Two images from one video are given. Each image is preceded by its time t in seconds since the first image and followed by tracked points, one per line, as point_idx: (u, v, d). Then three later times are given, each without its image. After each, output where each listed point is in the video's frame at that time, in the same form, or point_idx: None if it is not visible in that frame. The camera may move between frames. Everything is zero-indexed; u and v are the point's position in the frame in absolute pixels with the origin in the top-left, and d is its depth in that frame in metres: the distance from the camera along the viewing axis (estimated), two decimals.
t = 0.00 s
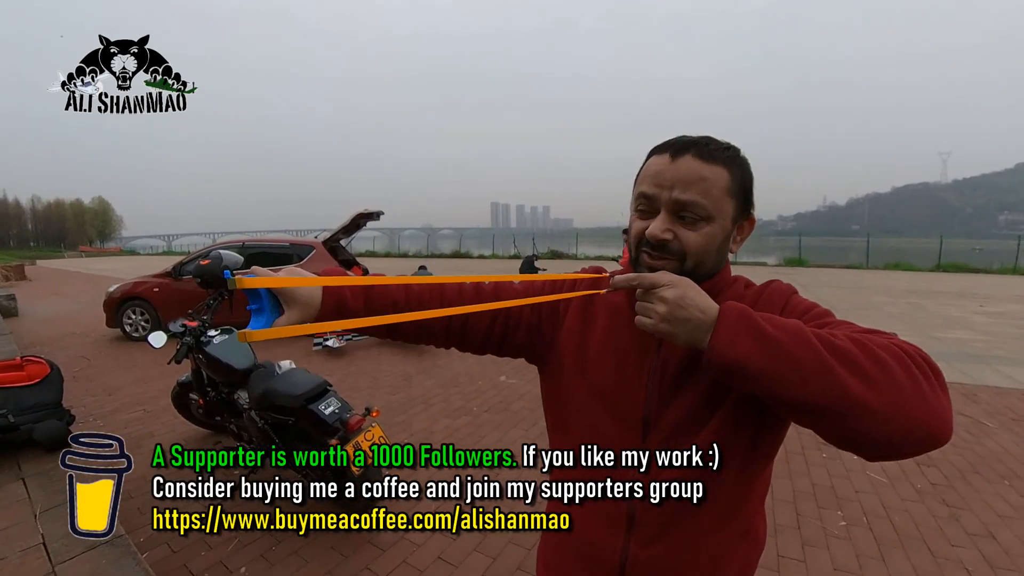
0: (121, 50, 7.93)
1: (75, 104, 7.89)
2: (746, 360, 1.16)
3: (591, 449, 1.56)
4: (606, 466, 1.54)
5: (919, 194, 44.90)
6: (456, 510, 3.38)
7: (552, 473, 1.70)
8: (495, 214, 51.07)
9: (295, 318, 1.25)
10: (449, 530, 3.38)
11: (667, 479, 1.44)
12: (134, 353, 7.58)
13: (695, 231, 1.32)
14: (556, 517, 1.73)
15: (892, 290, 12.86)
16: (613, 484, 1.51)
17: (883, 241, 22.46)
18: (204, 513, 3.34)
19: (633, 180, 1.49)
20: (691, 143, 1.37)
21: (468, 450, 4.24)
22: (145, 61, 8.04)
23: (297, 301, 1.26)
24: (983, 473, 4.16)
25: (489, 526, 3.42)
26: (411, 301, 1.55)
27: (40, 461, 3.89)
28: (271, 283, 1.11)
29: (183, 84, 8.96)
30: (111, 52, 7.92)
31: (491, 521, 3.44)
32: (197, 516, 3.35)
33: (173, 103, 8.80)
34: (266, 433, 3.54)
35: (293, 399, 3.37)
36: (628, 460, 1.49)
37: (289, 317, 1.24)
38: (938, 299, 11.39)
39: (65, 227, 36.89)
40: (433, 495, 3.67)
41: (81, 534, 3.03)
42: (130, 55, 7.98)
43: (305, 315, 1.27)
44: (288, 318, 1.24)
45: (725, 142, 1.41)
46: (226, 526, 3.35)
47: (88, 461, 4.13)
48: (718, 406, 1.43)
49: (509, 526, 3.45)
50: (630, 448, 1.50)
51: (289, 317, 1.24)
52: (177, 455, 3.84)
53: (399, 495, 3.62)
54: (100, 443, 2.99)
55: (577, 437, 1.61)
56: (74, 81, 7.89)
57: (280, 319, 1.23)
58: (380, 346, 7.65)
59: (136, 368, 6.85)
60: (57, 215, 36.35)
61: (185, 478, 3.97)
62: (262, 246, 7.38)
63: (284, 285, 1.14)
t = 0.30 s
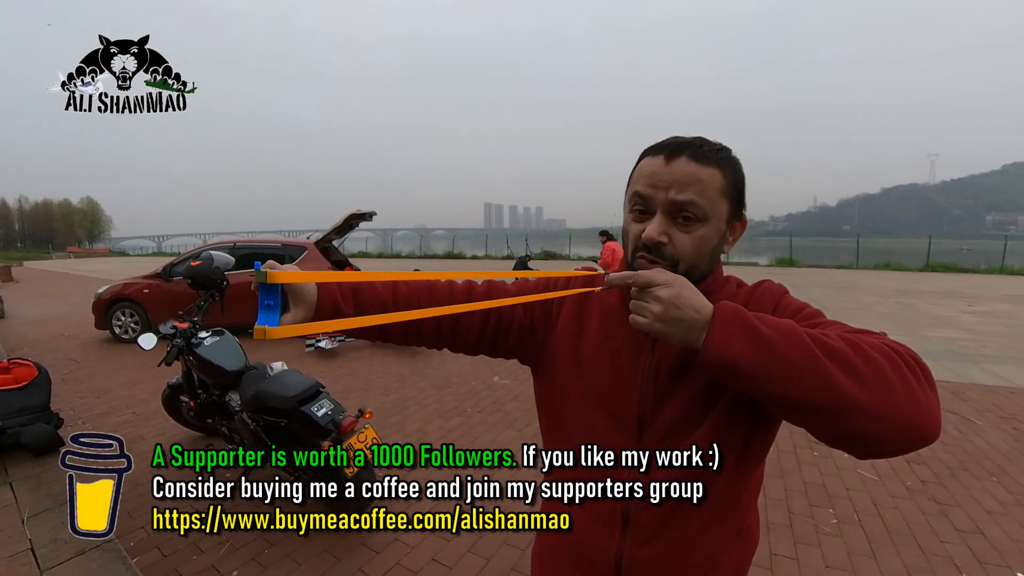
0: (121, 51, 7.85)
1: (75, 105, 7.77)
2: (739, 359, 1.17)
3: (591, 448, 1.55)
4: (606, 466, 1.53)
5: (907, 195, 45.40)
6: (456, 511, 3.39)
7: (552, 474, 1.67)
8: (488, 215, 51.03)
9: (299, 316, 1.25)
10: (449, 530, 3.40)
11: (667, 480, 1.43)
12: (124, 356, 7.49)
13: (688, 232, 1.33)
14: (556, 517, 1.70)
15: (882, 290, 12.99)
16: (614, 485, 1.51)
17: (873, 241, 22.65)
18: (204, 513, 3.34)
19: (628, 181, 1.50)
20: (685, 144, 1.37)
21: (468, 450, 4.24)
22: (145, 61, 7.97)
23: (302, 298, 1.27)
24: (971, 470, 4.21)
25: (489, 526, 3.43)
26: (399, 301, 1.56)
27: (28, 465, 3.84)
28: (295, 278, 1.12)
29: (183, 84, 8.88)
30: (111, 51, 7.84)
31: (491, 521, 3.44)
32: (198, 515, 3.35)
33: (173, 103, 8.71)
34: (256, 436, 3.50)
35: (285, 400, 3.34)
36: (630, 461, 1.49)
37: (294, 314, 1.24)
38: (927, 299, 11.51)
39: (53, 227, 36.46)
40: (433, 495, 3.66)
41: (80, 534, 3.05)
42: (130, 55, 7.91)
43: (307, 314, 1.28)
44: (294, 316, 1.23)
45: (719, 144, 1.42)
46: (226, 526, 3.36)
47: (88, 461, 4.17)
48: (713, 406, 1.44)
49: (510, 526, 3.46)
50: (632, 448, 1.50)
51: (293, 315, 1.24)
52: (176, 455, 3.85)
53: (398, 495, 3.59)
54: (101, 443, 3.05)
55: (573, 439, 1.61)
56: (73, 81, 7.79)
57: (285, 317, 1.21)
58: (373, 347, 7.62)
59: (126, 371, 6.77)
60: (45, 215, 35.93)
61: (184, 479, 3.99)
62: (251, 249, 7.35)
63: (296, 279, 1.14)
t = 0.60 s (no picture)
0: (121, 50, 7.77)
1: (75, 105, 7.67)
2: (730, 355, 1.17)
3: (591, 448, 1.55)
4: (606, 466, 1.53)
5: (895, 196, 45.93)
6: (456, 510, 3.39)
7: (552, 474, 1.65)
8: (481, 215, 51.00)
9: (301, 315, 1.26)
10: (450, 529, 3.40)
11: (666, 478, 1.45)
12: (113, 358, 7.39)
13: (674, 232, 1.34)
14: (555, 517, 1.69)
15: (870, 289, 13.13)
16: (613, 485, 1.51)
17: (864, 242, 22.81)
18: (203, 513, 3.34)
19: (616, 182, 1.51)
20: (671, 145, 1.39)
21: (468, 450, 4.24)
22: (146, 61, 7.88)
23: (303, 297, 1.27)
24: (960, 466, 4.27)
25: (489, 527, 3.43)
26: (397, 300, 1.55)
27: (14, 471, 3.78)
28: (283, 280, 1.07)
29: (183, 84, 8.79)
30: (111, 52, 7.76)
31: (491, 521, 3.44)
32: (197, 514, 3.36)
33: (171, 102, 8.60)
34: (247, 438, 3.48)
35: (277, 403, 3.32)
36: (629, 461, 1.48)
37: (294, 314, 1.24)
38: (917, 299, 11.63)
39: (42, 228, 36.15)
40: (433, 495, 3.66)
41: (82, 534, 3.05)
42: (130, 55, 7.83)
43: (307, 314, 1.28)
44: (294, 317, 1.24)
45: (705, 144, 1.43)
46: (226, 526, 3.35)
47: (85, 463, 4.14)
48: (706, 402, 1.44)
49: (509, 527, 3.45)
50: (630, 449, 1.50)
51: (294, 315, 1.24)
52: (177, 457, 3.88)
53: (397, 495, 3.57)
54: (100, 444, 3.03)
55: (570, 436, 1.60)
56: (73, 81, 7.71)
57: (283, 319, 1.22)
58: (366, 348, 7.59)
59: (116, 373, 6.69)
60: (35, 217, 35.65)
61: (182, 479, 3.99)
62: (245, 249, 7.26)
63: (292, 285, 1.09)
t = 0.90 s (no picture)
0: (122, 51, 6.82)
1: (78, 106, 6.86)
2: (729, 369, 0.90)
3: (590, 447, 1.21)
4: (604, 467, 1.19)
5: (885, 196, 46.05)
6: (456, 508, 2.77)
7: (552, 473, 1.29)
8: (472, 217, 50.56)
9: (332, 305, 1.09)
10: (449, 530, 2.79)
11: (669, 480, 1.12)
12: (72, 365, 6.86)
13: (674, 232, 1.06)
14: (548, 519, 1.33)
15: (859, 288, 12.94)
16: (613, 484, 1.18)
17: (855, 241, 22.83)
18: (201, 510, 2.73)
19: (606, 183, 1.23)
20: (667, 142, 1.11)
21: (469, 450, 3.67)
22: (146, 62, 7.02)
23: (334, 285, 1.09)
24: (947, 463, 3.76)
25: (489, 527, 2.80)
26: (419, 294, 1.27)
27: None
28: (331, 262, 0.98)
29: (184, 85, 7.82)
30: (111, 52, 6.81)
31: (492, 521, 2.82)
32: (199, 513, 2.74)
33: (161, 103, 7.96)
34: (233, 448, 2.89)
35: (266, 405, 2.70)
36: (629, 460, 1.17)
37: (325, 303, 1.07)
38: (907, 298, 11.44)
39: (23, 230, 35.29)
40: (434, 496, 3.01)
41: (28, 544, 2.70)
42: (130, 55, 6.87)
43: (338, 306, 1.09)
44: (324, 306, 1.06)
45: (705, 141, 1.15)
46: (226, 527, 2.73)
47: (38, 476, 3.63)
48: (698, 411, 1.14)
49: (511, 527, 2.83)
50: (630, 448, 1.17)
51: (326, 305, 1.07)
52: (177, 456, 3.24)
53: (396, 496, 2.94)
54: (98, 442, 2.69)
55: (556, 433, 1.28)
56: (73, 81, 6.83)
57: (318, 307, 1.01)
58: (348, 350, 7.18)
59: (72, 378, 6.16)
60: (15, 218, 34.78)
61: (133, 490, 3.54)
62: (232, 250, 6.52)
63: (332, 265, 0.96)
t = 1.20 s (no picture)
0: (122, 51, 6.74)
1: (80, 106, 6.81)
2: (694, 389, 0.90)
3: (589, 448, 1.23)
4: (604, 467, 1.20)
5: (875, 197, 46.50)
6: (456, 507, 2.77)
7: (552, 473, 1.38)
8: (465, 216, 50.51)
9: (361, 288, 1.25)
10: (449, 529, 2.79)
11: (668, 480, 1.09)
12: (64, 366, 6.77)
13: (672, 238, 1.06)
14: (553, 517, 1.35)
15: (851, 288, 13.05)
16: (613, 484, 1.18)
17: (845, 241, 23.06)
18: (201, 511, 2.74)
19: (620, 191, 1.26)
20: (665, 147, 1.11)
21: (468, 450, 3.67)
22: (146, 62, 6.95)
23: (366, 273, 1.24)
24: (937, 460, 3.79)
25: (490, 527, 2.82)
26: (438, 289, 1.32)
27: None
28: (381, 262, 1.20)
29: (183, 85, 7.76)
30: (111, 52, 6.73)
31: (493, 521, 2.83)
32: (199, 513, 2.75)
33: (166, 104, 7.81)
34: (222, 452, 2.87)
35: (259, 407, 2.68)
36: (628, 459, 1.16)
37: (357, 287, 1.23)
38: (899, 297, 11.56)
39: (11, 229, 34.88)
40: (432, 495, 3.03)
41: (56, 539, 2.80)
42: (130, 55, 6.79)
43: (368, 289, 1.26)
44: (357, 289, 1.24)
45: (713, 138, 1.11)
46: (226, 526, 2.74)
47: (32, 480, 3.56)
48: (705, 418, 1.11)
49: (511, 527, 2.83)
50: (631, 448, 1.17)
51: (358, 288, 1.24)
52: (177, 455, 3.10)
53: (397, 496, 2.94)
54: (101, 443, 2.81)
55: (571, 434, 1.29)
56: (73, 81, 6.75)
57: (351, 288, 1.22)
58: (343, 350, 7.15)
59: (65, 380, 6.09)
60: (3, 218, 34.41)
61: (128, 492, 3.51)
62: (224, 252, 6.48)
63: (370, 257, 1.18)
